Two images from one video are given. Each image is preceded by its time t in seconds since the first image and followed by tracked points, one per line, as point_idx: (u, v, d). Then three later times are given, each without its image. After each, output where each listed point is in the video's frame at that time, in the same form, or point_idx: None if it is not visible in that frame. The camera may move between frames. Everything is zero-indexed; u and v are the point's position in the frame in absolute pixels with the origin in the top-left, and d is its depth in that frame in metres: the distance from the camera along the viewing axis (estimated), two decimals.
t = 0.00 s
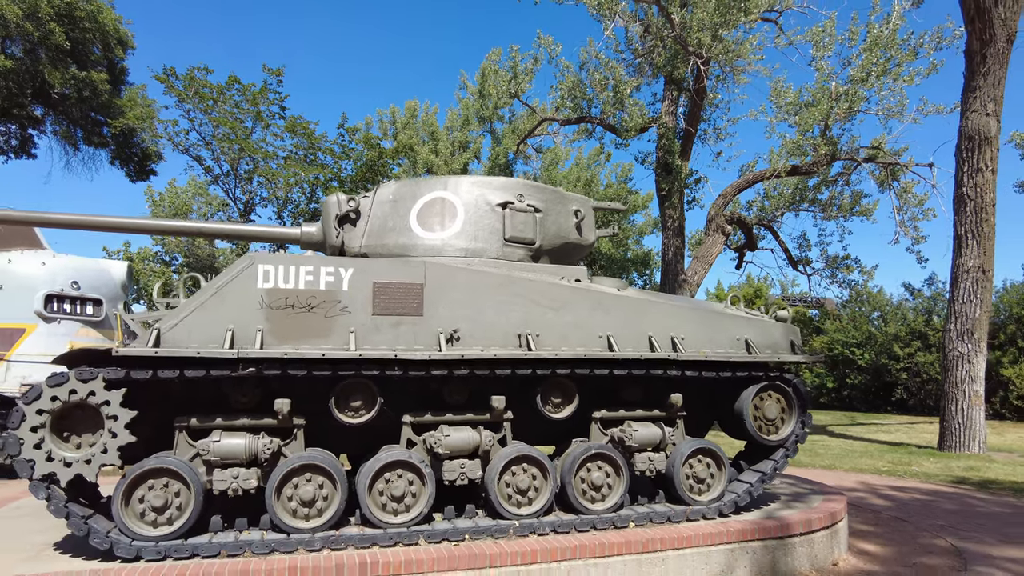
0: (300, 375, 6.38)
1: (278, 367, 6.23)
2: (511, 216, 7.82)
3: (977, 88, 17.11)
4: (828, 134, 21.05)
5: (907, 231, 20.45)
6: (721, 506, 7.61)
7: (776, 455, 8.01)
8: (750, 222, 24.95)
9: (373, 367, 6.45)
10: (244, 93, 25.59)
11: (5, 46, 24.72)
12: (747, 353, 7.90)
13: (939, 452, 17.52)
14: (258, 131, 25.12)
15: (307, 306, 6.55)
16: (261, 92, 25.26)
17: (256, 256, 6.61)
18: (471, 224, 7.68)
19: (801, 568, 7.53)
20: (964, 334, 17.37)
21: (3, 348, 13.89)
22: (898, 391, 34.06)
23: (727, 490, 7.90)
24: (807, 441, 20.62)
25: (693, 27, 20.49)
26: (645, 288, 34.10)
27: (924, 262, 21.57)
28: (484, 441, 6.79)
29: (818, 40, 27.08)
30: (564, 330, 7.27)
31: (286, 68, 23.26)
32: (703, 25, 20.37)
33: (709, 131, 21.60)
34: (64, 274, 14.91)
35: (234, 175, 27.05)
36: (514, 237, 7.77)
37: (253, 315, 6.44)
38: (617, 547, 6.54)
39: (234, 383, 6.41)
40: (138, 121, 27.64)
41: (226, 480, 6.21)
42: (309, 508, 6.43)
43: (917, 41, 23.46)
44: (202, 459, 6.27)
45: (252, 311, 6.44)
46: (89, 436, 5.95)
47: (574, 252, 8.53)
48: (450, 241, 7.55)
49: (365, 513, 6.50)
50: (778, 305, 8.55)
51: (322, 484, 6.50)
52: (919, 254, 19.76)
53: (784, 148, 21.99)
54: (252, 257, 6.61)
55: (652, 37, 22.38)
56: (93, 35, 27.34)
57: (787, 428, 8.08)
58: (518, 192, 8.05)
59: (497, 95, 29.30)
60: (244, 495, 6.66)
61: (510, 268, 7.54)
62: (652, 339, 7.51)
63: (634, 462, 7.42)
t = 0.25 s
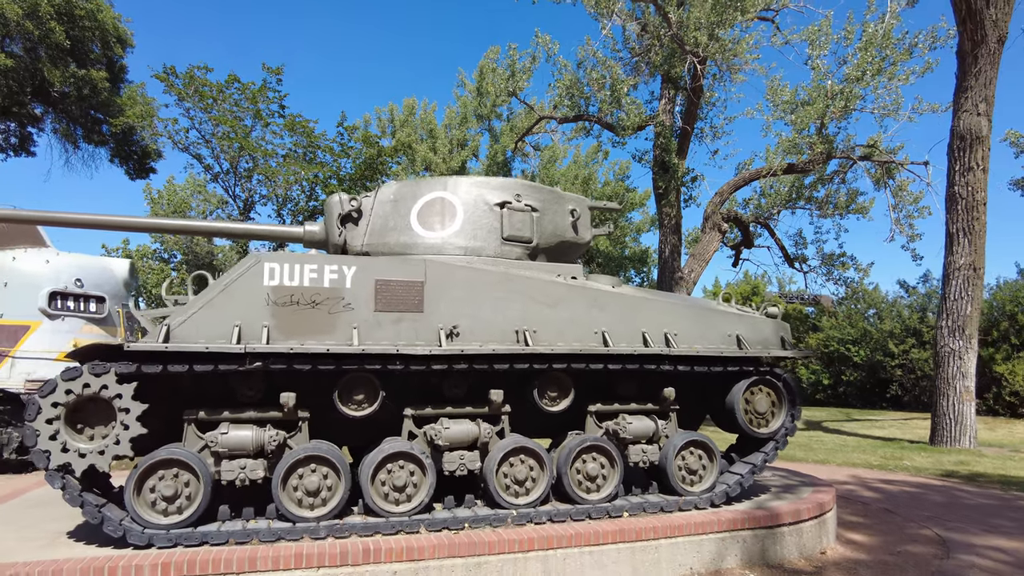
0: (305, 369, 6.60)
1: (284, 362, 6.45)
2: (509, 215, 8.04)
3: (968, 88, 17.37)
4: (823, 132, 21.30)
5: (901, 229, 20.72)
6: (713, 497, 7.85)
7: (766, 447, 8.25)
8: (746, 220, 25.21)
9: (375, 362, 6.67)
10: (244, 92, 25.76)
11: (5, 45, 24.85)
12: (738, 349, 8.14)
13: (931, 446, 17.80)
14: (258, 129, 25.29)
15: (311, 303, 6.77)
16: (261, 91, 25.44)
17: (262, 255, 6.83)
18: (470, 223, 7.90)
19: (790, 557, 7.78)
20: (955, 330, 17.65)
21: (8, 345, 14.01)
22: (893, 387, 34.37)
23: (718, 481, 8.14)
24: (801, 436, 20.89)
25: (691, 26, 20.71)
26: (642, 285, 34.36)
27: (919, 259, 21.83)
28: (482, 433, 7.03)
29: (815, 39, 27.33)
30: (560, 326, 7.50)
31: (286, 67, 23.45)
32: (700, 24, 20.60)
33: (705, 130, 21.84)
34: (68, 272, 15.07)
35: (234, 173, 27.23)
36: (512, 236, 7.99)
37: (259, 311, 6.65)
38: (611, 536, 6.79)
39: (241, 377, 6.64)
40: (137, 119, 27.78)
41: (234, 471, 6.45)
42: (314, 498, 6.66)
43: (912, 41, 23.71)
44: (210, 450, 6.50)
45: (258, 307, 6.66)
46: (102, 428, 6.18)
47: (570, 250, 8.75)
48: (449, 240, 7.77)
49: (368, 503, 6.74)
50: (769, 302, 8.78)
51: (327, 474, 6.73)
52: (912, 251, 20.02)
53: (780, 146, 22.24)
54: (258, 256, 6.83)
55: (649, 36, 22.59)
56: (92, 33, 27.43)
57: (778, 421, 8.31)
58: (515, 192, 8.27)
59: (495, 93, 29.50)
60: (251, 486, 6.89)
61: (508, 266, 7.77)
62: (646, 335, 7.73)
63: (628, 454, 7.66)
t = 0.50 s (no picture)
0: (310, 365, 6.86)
1: (290, 359, 6.71)
2: (506, 217, 8.30)
3: (960, 88, 17.63)
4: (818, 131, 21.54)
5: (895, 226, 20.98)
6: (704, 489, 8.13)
7: (756, 441, 8.53)
8: (743, 217, 25.46)
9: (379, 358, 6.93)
10: (244, 91, 25.94)
11: (7, 44, 25.03)
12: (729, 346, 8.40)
13: (923, 441, 18.10)
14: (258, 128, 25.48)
15: (316, 302, 7.03)
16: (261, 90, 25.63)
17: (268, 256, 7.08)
18: (469, 224, 8.15)
19: (778, 546, 8.06)
20: (947, 327, 17.94)
21: (14, 343, 14.10)
22: (888, 383, 34.69)
23: (710, 473, 8.42)
24: (795, 431, 21.19)
25: (687, 24, 20.94)
26: (639, 282, 34.63)
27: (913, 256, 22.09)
28: (482, 427, 7.30)
29: (811, 37, 27.54)
30: (557, 323, 7.76)
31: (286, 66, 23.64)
32: (696, 23, 20.84)
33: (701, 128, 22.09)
34: (74, 270, 15.17)
35: (235, 171, 27.43)
36: (510, 236, 8.25)
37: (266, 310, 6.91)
38: (605, 526, 7.06)
39: (249, 374, 6.90)
40: (138, 118, 27.97)
41: (243, 464, 6.71)
42: (320, 490, 6.93)
43: (907, 39, 23.94)
44: (220, 444, 6.76)
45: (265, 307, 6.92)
46: (117, 423, 6.43)
47: (566, 250, 9.01)
48: (449, 241, 8.03)
49: (371, 495, 7.01)
50: (759, 300, 9.05)
51: (332, 467, 7.00)
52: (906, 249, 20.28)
53: (775, 144, 22.49)
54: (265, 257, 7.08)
55: (646, 34, 22.80)
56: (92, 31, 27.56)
57: (767, 415, 8.59)
58: (513, 194, 8.53)
59: (493, 90, 29.68)
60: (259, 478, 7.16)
61: (506, 266, 8.03)
62: (639, 333, 7.99)
63: (622, 447, 7.94)
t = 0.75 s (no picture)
0: (313, 368, 7.09)
1: (294, 362, 6.95)
2: (503, 223, 8.54)
3: (951, 92, 17.87)
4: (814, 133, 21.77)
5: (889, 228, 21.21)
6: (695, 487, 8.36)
7: (746, 441, 8.77)
8: (740, 218, 25.67)
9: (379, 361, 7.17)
10: (244, 94, 26.15)
11: (9, 47, 25.21)
12: (720, 348, 8.64)
13: (915, 441, 18.35)
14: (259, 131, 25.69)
15: (319, 307, 7.27)
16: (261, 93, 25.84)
17: (272, 262, 7.31)
18: (467, 231, 8.39)
19: (767, 543, 8.30)
20: (938, 328, 18.19)
21: (20, 345, 14.28)
22: (884, 383, 34.96)
23: (701, 472, 8.66)
24: (790, 431, 21.43)
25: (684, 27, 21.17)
26: (637, 283, 34.88)
27: (910, 257, 22.32)
28: (479, 428, 7.54)
29: (807, 40, 27.81)
30: (551, 327, 8.00)
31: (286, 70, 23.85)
32: (692, 27, 21.10)
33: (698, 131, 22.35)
34: (77, 273, 15.31)
35: (235, 174, 27.64)
36: (506, 242, 8.49)
37: (270, 315, 7.14)
38: (599, 523, 7.30)
39: (254, 376, 7.14)
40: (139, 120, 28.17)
41: (248, 463, 6.96)
42: (322, 488, 7.16)
43: (902, 43, 24.16)
44: (225, 444, 7.00)
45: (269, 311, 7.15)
46: (126, 424, 6.65)
47: (562, 255, 9.26)
48: (447, 247, 8.26)
49: (372, 493, 7.23)
50: (749, 304, 9.30)
51: (334, 466, 7.22)
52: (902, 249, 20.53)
53: (771, 146, 22.74)
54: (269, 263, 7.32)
55: (644, 37, 23.01)
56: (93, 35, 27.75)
57: (757, 416, 8.83)
58: (510, 201, 8.76)
59: (492, 92, 29.90)
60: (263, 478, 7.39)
61: (503, 271, 8.27)
62: (632, 336, 8.24)
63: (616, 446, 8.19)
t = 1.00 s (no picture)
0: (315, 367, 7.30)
1: (297, 361, 7.16)
2: (499, 226, 8.76)
3: (940, 97, 18.19)
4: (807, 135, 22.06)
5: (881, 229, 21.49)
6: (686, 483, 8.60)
7: (736, 438, 9.02)
8: (734, 220, 25.96)
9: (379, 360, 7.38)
10: (242, 95, 26.31)
11: (6, 48, 25.30)
12: (710, 348, 8.88)
13: (905, 439, 18.65)
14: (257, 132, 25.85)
15: (321, 307, 7.48)
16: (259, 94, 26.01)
17: (275, 264, 7.52)
18: (464, 233, 8.61)
19: (756, 537, 8.53)
20: (928, 328, 18.47)
21: (20, 345, 14.38)
22: (877, 382, 35.30)
23: (692, 468, 8.90)
24: (783, 430, 21.71)
25: (679, 30, 21.42)
26: (633, 283, 35.18)
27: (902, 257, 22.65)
28: (476, 425, 7.77)
29: (801, 43, 28.14)
30: (546, 326, 8.23)
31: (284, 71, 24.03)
32: (686, 31, 21.38)
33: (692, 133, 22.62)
34: (78, 274, 15.44)
35: (232, 175, 27.79)
36: (503, 244, 8.71)
37: (274, 316, 7.35)
38: (593, 517, 7.53)
39: (257, 375, 7.34)
40: (137, 121, 28.31)
41: (252, 459, 7.16)
42: (324, 484, 7.37)
43: (894, 46, 24.48)
44: (230, 441, 7.20)
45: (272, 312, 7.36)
46: (134, 421, 6.85)
47: (557, 257, 9.48)
48: (445, 249, 8.48)
49: (372, 488, 7.45)
50: (739, 305, 9.54)
51: (336, 462, 7.44)
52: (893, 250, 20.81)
53: (765, 149, 23.04)
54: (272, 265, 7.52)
55: (639, 40, 23.24)
56: (91, 36, 27.85)
57: (747, 414, 9.06)
58: (507, 205, 8.99)
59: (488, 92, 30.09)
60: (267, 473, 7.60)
61: (500, 272, 8.49)
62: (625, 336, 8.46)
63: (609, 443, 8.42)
